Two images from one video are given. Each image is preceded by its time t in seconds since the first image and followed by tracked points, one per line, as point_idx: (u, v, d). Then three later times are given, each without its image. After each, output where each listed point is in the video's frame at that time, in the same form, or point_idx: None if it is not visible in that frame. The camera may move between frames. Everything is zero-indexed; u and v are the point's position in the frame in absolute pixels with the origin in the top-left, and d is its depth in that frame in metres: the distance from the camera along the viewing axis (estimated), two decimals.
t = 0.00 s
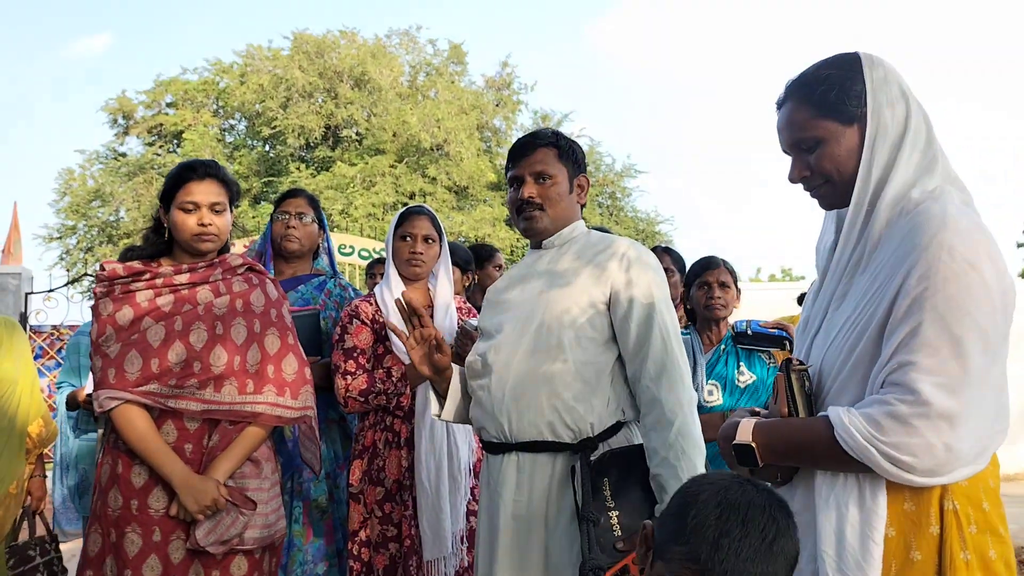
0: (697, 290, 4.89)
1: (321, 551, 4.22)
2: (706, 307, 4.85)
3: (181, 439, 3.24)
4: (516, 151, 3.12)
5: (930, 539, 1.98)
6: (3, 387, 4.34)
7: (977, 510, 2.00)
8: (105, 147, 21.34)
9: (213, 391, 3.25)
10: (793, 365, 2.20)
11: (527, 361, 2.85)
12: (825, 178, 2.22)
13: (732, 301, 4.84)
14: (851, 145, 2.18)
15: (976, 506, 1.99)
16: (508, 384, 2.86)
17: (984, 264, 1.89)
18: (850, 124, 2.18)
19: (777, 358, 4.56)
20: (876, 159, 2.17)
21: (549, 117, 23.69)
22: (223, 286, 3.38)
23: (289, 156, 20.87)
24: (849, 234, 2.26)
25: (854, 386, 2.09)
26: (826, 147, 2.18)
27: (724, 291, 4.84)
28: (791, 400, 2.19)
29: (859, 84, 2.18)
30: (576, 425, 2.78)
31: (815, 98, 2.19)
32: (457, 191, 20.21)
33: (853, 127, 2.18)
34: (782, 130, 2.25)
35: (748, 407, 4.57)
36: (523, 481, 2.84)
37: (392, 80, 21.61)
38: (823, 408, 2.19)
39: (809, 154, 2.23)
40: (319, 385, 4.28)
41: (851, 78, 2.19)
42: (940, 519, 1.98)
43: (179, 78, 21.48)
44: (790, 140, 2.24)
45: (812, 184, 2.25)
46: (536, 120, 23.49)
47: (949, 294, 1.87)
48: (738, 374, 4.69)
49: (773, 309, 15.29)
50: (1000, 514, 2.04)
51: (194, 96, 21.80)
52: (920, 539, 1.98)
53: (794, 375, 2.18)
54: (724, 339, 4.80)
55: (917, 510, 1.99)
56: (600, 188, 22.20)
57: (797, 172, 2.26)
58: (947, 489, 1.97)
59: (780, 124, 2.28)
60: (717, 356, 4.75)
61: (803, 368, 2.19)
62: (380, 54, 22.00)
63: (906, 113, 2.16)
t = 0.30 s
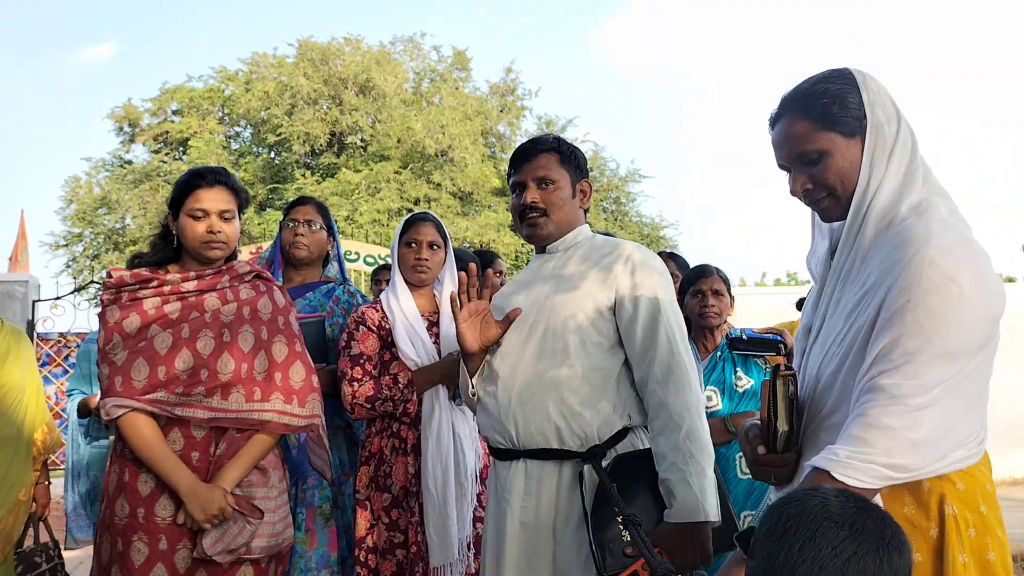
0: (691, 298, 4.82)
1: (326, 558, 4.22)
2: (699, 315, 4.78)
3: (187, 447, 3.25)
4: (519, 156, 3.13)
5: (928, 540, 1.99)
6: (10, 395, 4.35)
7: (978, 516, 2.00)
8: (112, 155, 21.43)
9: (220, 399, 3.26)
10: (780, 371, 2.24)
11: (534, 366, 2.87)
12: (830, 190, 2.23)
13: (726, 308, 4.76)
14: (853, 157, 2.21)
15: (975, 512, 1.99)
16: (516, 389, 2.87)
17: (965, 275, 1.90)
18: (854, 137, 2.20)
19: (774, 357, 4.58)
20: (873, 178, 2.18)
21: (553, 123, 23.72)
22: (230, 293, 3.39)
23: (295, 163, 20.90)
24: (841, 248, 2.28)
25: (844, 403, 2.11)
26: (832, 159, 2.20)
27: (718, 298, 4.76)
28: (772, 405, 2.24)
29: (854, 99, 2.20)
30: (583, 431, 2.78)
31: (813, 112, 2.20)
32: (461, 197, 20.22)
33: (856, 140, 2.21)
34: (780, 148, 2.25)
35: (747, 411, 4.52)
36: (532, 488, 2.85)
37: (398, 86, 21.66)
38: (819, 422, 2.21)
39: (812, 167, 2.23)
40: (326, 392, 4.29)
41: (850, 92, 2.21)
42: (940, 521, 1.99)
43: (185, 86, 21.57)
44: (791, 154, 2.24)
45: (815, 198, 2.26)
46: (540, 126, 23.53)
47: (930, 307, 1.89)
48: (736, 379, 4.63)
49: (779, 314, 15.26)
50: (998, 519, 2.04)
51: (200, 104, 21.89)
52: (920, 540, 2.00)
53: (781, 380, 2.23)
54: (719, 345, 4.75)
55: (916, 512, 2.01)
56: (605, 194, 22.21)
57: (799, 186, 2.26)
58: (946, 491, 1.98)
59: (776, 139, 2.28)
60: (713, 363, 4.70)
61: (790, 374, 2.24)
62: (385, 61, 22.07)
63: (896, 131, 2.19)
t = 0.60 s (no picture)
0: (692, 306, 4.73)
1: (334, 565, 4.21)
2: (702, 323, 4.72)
3: (198, 454, 3.26)
4: (526, 162, 3.13)
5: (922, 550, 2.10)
6: (18, 403, 4.36)
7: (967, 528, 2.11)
8: (118, 162, 21.50)
9: (231, 406, 3.27)
10: (766, 389, 2.33)
11: (543, 373, 2.86)
12: (820, 210, 2.26)
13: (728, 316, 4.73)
14: (844, 174, 2.24)
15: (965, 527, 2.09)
16: (527, 396, 2.87)
17: (955, 293, 1.97)
18: (841, 154, 2.23)
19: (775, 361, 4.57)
20: (860, 201, 2.24)
21: (558, 127, 23.75)
22: (239, 300, 3.39)
23: (299, 169, 20.91)
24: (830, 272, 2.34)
25: (842, 424, 2.14)
26: (821, 177, 2.23)
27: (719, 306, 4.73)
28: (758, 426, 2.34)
29: (843, 118, 2.24)
30: (596, 438, 2.78)
31: (803, 130, 2.22)
32: (466, 202, 20.23)
33: (843, 158, 2.24)
34: (770, 165, 2.27)
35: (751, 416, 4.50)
36: (542, 496, 2.85)
37: (402, 92, 21.71)
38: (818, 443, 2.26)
39: (805, 184, 2.24)
40: (334, 398, 4.30)
41: (838, 110, 2.24)
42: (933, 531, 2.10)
43: (190, 93, 21.64)
44: (783, 171, 2.25)
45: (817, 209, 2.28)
46: (545, 131, 23.54)
47: (926, 327, 1.95)
48: (738, 386, 4.62)
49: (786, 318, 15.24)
50: (991, 520, 2.14)
51: (205, 110, 21.98)
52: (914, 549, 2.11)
53: (767, 399, 2.31)
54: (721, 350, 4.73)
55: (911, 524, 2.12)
56: (610, 198, 22.23)
57: (789, 203, 2.27)
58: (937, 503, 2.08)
59: (763, 158, 2.30)
60: (714, 369, 4.67)
61: (776, 392, 2.32)
62: (389, 67, 22.13)
63: (882, 153, 2.23)
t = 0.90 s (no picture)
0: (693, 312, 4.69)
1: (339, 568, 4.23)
2: (703, 329, 4.68)
3: (206, 458, 3.27)
4: (531, 166, 3.14)
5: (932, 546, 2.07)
6: (22, 409, 4.34)
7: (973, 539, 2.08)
8: (120, 168, 21.56)
9: (239, 409, 3.29)
10: (775, 392, 2.27)
11: (548, 376, 2.88)
12: (825, 214, 2.27)
13: (729, 321, 4.70)
14: (846, 179, 2.26)
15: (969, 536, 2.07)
16: (531, 400, 2.88)
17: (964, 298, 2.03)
18: (846, 160, 2.25)
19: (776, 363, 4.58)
20: (865, 205, 2.25)
21: (558, 131, 23.83)
22: (244, 304, 3.41)
23: (301, 173, 20.95)
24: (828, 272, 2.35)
25: (840, 423, 2.16)
26: (825, 182, 2.24)
27: (721, 312, 4.67)
28: (769, 425, 2.28)
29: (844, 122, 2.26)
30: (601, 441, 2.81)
31: (806, 136, 2.23)
32: (467, 206, 20.27)
33: (848, 164, 2.26)
34: (775, 171, 2.27)
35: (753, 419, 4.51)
36: (547, 498, 2.86)
37: (403, 97, 21.77)
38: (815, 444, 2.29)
39: (808, 190, 2.26)
40: (339, 402, 4.32)
41: (837, 117, 2.27)
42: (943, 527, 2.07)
43: (192, 99, 21.71)
44: (788, 178, 2.25)
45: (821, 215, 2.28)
46: (546, 135, 23.58)
47: (937, 328, 2.00)
48: (739, 387, 4.62)
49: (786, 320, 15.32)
50: (995, 517, 2.15)
51: (207, 116, 22.05)
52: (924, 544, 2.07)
53: (776, 401, 2.25)
54: (723, 353, 4.73)
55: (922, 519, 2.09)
56: (611, 201, 22.28)
57: (795, 210, 2.28)
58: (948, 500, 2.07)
59: (767, 164, 2.31)
60: (716, 370, 4.67)
61: (785, 393, 2.26)
62: (390, 72, 22.20)
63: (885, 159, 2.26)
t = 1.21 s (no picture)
0: (696, 315, 4.68)
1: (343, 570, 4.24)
2: (705, 333, 4.66)
3: (208, 462, 3.27)
4: (531, 170, 3.14)
5: (932, 547, 2.06)
6: (23, 415, 4.34)
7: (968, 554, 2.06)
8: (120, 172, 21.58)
9: (240, 412, 3.29)
10: (776, 389, 2.31)
11: (546, 378, 2.88)
12: (833, 217, 2.27)
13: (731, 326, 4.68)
14: (854, 181, 2.26)
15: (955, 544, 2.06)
16: (528, 403, 2.88)
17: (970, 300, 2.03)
18: (855, 163, 2.26)
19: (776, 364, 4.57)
20: (873, 205, 2.24)
21: (557, 132, 23.84)
22: (244, 308, 3.41)
23: (301, 176, 20.96)
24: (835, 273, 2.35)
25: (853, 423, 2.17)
26: (834, 184, 2.23)
27: (723, 317, 4.65)
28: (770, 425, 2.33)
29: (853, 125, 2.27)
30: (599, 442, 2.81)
31: (817, 138, 2.23)
32: (467, 208, 20.27)
33: (856, 167, 2.27)
34: (784, 174, 2.27)
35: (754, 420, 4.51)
36: (546, 499, 2.86)
37: (402, 99, 21.78)
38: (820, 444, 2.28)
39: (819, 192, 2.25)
40: (340, 405, 4.32)
41: (846, 121, 2.27)
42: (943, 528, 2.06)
43: (191, 103, 21.74)
44: (798, 180, 2.24)
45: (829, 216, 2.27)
46: (545, 136, 23.61)
47: (942, 328, 2.00)
48: (740, 388, 4.61)
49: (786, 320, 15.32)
50: (993, 519, 2.15)
51: (207, 120, 22.07)
52: (925, 546, 2.05)
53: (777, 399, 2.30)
54: (724, 354, 4.73)
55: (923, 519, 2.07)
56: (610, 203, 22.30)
57: (804, 211, 2.26)
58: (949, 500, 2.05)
59: (777, 167, 2.30)
60: (717, 372, 4.66)
61: (786, 391, 2.31)
62: (389, 74, 22.22)
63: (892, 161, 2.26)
